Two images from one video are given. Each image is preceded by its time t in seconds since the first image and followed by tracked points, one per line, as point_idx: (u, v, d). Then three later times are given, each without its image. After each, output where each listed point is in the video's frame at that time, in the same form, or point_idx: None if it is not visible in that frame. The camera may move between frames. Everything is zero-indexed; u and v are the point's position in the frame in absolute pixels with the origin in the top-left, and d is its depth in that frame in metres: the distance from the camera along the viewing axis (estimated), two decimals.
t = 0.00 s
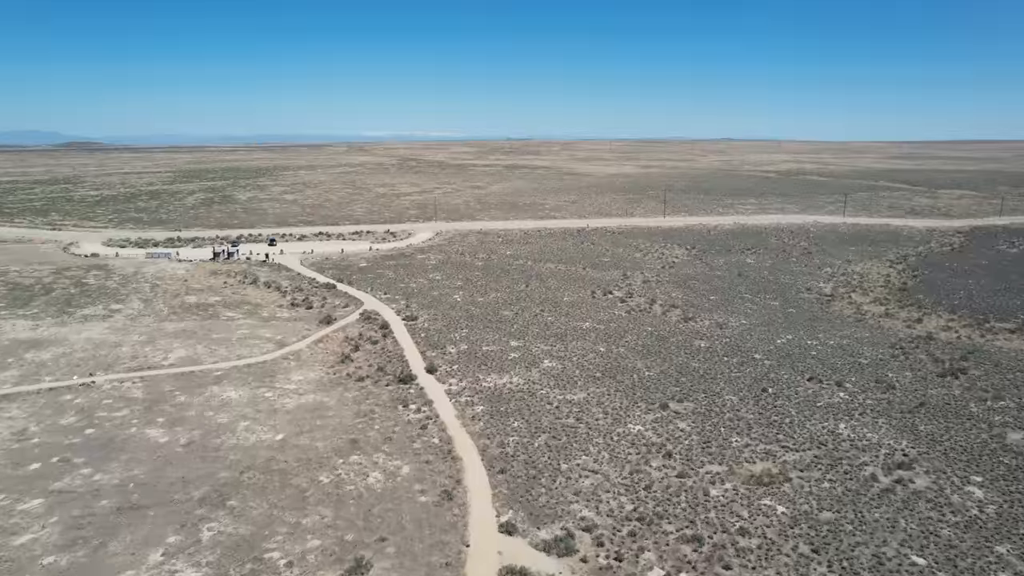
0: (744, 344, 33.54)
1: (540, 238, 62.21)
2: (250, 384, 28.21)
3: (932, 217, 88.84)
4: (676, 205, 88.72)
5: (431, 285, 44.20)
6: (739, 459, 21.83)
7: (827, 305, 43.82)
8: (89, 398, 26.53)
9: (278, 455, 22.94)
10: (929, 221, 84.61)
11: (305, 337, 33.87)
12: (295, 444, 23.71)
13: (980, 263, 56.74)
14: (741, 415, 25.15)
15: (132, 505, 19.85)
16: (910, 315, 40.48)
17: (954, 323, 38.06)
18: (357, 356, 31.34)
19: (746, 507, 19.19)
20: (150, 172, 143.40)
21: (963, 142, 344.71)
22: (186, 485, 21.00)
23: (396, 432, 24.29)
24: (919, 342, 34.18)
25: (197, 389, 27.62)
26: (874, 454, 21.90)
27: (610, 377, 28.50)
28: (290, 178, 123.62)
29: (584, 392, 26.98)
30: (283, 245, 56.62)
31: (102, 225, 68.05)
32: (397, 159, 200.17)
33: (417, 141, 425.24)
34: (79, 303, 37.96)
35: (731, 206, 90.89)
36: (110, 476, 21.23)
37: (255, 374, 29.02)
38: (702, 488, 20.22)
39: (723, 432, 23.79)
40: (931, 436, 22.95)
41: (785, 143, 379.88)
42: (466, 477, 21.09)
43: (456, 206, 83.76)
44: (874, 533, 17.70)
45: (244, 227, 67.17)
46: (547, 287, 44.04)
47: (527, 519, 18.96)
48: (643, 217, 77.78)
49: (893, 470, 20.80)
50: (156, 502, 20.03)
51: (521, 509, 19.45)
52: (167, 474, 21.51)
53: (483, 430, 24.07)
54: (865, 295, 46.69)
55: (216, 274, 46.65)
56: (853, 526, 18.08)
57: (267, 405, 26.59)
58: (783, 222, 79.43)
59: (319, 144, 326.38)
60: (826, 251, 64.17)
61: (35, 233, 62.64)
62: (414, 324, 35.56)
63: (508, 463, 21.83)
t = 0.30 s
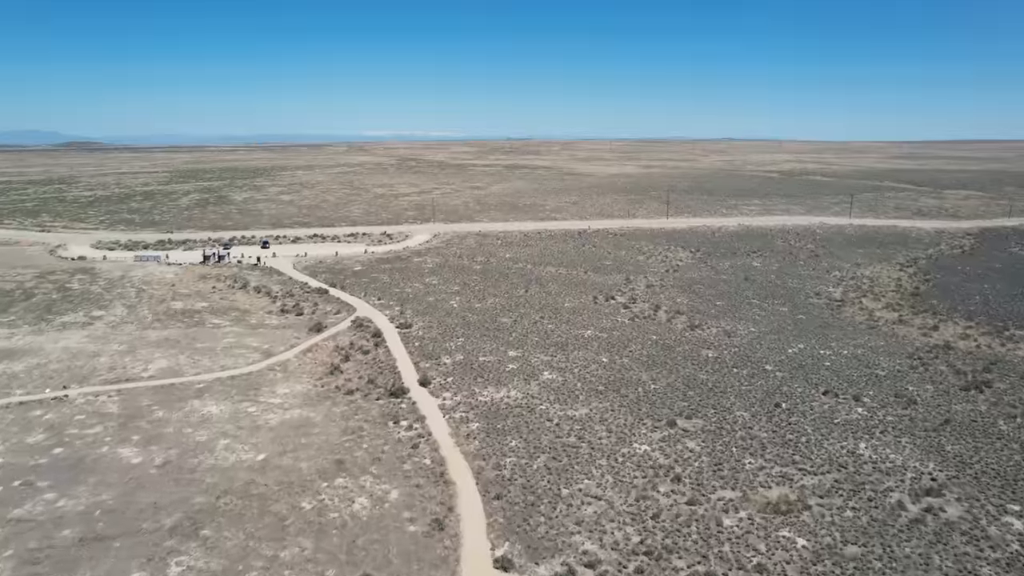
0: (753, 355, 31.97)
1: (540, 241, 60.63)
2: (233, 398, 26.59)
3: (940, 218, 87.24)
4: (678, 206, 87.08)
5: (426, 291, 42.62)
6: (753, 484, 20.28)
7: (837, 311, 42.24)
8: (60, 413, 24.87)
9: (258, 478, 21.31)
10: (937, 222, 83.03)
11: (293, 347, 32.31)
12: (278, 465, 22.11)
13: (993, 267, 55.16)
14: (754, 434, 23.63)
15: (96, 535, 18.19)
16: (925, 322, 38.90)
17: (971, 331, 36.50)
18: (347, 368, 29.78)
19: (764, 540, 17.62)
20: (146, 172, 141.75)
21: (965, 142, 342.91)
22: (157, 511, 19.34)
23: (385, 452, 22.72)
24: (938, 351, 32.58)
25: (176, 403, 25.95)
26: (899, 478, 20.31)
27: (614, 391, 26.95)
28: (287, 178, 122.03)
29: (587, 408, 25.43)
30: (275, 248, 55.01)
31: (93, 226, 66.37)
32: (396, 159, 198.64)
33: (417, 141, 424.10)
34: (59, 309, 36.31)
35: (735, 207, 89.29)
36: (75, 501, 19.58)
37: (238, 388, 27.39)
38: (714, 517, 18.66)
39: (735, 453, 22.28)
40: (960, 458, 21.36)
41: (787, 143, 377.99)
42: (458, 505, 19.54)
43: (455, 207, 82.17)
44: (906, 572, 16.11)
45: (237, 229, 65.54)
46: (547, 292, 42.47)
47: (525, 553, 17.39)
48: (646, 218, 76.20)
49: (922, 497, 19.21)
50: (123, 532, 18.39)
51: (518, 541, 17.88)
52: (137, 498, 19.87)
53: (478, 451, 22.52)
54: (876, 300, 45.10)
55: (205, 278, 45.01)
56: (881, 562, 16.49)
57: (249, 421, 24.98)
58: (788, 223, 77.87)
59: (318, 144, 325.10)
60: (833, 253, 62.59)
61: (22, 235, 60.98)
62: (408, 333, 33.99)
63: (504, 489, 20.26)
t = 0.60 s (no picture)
0: (770, 367, 30.32)
1: (545, 243, 59.06)
2: (219, 412, 25.10)
3: (955, 219, 85.23)
4: (686, 207, 85.31)
5: (427, 296, 41.12)
6: (775, 514, 18.60)
7: (855, 318, 40.48)
8: (34, 428, 23.40)
9: (240, 504, 19.76)
10: (952, 224, 81.05)
11: (285, 357, 30.86)
12: (262, 489, 20.59)
13: (1014, 271, 53.26)
14: (774, 456, 21.97)
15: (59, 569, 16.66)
16: (948, 330, 37.12)
17: (998, 341, 34.72)
18: (340, 380, 28.29)
19: None
20: (148, 172, 140.81)
21: (976, 142, 339.31)
22: (128, 541, 17.80)
23: (377, 475, 21.20)
24: (965, 363, 30.81)
25: (158, 418, 24.42)
26: (935, 508, 18.56)
27: (622, 407, 25.38)
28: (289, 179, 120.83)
29: (594, 426, 23.84)
30: (273, 250, 53.58)
31: (90, 228, 65.14)
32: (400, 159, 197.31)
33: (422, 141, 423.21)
34: (45, 315, 34.90)
35: (744, 209, 87.44)
36: (40, 530, 18.06)
37: (224, 402, 25.88)
38: (734, 554, 16.99)
39: (754, 478, 20.63)
40: (1001, 486, 19.59)
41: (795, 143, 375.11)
42: (454, 536, 17.99)
43: (459, 208, 80.68)
44: None
45: (235, 231, 64.19)
46: (552, 298, 40.89)
47: None
48: (654, 220, 74.55)
49: (962, 532, 17.48)
50: (90, 565, 16.87)
51: None
52: (107, 527, 18.34)
53: (476, 474, 20.97)
54: (895, 307, 43.33)
55: (199, 281, 43.59)
56: None
57: (235, 439, 23.48)
58: (800, 225, 76.04)
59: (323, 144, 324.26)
60: (847, 257, 60.81)
61: (16, 237, 59.74)
62: (406, 342, 32.48)
63: (504, 518, 18.68)
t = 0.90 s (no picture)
0: (791, 382, 28.59)
1: (554, 245, 57.43)
2: (206, 428, 23.70)
3: (976, 222, 82.83)
4: (698, 208, 83.40)
5: (430, 301, 39.61)
6: (804, 551, 16.92)
7: (878, 327, 38.63)
8: (9, 445, 22.03)
9: (221, 532, 18.29)
10: (973, 226, 78.70)
11: (280, 367, 29.43)
12: (246, 515, 19.10)
13: None
14: (801, 482, 20.26)
15: None
16: (978, 341, 35.22)
17: None
18: (336, 393, 26.85)
19: None
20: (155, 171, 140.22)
21: (993, 142, 335.24)
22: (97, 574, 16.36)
23: (371, 500, 19.70)
24: (1000, 378, 28.95)
25: (141, 434, 23.02)
26: (983, 547, 16.80)
27: (635, 426, 23.78)
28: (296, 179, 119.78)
29: (605, 447, 22.28)
30: (274, 253, 52.23)
31: (90, 228, 64.10)
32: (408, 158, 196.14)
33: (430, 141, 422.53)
34: (34, 321, 33.65)
35: (757, 210, 85.41)
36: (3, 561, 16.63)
37: (213, 417, 24.44)
38: None
39: (779, 507, 18.95)
40: None
41: (807, 142, 371.24)
42: (452, 571, 16.45)
43: (465, 209, 79.17)
44: None
45: (237, 232, 62.98)
46: (560, 304, 39.30)
47: None
48: (665, 221, 72.73)
49: None
50: None
51: None
52: (76, 558, 16.89)
53: (477, 501, 19.42)
54: (919, 315, 41.39)
55: (196, 285, 42.29)
56: None
57: (221, 458, 22.02)
58: (815, 227, 74.07)
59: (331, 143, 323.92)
60: (866, 260, 58.80)
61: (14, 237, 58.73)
62: (407, 351, 30.97)
63: (506, 552, 17.09)
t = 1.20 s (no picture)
0: (818, 399, 26.78)
1: (564, 248, 55.74)
2: (194, 446, 22.25)
3: (1002, 224, 80.17)
4: (713, 210, 81.40)
5: (436, 307, 38.14)
6: None
7: (906, 337, 36.67)
8: None
9: (202, 565, 16.78)
10: (999, 229, 76.12)
11: (276, 377, 28.03)
12: (230, 545, 17.61)
13: None
14: (835, 514, 18.47)
15: None
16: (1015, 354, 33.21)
17: None
18: (334, 407, 25.43)
19: None
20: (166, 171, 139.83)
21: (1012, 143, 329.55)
22: None
23: (365, 530, 18.19)
24: None
25: (124, 451, 21.62)
26: None
27: (652, 449, 22.13)
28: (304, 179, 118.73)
29: (619, 472, 20.66)
30: (278, 255, 50.96)
31: (94, 229, 63.16)
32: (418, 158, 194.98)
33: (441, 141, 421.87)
34: (25, 327, 32.46)
35: (774, 212, 83.22)
36: None
37: (201, 433, 22.98)
38: None
39: (812, 544, 17.20)
40: None
41: (821, 143, 366.80)
42: None
43: (474, 211, 77.66)
44: None
45: (242, 233, 61.80)
46: (571, 311, 37.65)
47: None
48: (679, 223, 70.82)
49: None
50: None
51: None
52: None
53: (481, 532, 17.84)
54: (949, 324, 39.32)
55: (196, 288, 41.03)
56: None
57: (207, 479, 20.53)
58: (834, 230, 71.84)
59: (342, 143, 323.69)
60: (889, 265, 56.67)
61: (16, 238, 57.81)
62: (410, 361, 29.50)
63: None
